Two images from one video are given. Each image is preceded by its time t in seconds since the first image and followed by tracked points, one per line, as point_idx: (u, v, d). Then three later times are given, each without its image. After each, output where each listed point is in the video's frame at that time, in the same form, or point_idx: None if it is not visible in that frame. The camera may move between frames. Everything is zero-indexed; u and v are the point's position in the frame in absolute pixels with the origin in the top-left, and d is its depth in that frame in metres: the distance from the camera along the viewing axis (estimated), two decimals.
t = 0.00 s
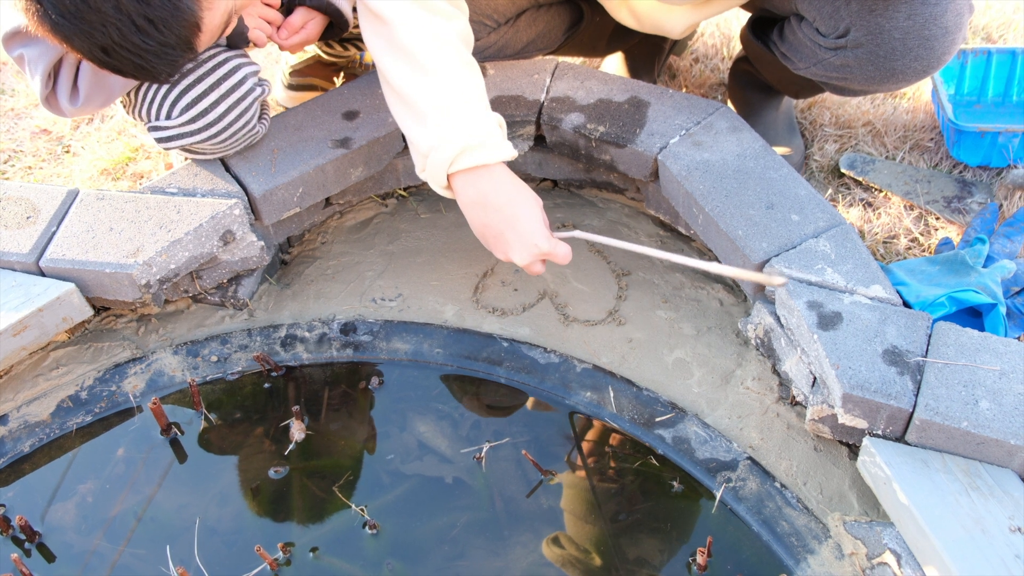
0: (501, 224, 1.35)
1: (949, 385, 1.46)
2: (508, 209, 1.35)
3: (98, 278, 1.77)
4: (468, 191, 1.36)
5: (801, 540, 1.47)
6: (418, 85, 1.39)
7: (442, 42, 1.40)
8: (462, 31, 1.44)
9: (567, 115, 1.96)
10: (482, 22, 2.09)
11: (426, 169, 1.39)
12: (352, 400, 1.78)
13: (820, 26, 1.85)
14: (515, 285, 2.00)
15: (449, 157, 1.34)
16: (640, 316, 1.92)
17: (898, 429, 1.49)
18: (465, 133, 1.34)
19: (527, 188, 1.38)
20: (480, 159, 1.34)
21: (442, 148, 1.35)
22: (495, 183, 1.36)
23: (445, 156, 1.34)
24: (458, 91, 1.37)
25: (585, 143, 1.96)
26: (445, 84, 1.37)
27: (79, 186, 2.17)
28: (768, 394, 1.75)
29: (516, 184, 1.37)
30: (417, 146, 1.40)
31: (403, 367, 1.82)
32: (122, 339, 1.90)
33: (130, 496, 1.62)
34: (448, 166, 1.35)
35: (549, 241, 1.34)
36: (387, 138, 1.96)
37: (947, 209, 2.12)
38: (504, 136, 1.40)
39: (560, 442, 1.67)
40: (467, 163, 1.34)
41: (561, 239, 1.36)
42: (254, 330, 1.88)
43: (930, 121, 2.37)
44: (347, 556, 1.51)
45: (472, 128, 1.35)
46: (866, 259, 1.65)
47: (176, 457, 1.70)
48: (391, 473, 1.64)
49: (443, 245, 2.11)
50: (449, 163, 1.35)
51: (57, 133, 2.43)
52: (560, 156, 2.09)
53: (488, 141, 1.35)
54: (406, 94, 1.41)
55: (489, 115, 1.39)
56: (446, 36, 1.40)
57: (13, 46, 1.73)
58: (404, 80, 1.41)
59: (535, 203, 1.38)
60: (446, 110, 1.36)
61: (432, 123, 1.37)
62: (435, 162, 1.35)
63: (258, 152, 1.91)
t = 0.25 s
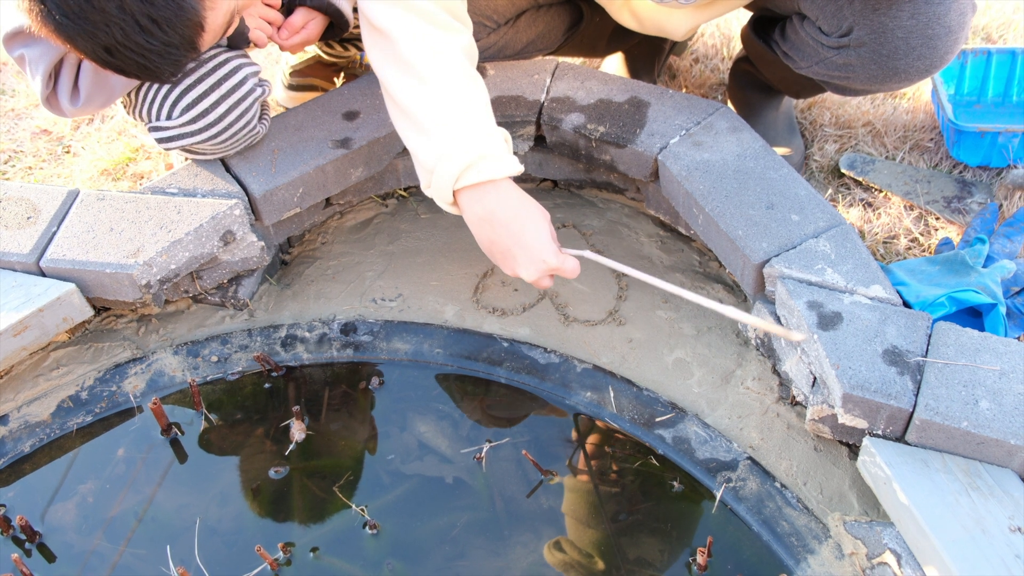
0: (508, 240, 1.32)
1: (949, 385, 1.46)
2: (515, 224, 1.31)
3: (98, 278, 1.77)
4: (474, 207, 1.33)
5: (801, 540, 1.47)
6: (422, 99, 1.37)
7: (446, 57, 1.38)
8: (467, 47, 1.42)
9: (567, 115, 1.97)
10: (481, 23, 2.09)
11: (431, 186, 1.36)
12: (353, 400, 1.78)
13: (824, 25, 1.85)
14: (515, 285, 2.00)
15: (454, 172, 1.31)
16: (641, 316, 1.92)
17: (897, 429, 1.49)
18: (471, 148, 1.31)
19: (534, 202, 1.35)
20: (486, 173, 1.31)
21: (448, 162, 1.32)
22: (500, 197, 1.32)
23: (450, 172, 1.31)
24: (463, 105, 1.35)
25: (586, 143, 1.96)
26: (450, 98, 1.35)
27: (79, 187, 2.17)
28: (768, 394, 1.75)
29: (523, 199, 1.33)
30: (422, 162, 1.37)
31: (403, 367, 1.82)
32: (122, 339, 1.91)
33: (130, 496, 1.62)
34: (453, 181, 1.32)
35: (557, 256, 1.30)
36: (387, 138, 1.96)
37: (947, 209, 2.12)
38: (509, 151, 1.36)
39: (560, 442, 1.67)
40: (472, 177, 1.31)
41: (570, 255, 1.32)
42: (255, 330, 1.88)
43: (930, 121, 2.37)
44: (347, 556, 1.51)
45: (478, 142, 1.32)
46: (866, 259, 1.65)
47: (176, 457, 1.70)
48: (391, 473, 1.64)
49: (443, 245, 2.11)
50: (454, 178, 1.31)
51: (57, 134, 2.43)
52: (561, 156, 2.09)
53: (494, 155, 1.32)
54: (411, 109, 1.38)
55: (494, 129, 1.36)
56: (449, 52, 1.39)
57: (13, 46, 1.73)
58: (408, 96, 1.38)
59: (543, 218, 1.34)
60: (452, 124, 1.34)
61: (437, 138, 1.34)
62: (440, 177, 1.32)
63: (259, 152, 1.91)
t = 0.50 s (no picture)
0: (511, 261, 1.28)
1: (949, 385, 1.46)
2: (518, 244, 1.27)
3: (98, 278, 1.77)
4: (475, 227, 1.27)
5: (801, 540, 1.47)
6: (421, 114, 1.30)
7: (447, 69, 1.31)
8: (469, 58, 1.35)
9: (567, 115, 1.97)
10: (481, 24, 2.08)
11: (431, 205, 1.30)
12: (353, 401, 1.78)
13: (824, 27, 1.85)
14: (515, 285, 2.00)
15: (455, 192, 1.25)
16: (640, 316, 1.92)
17: (897, 429, 1.49)
18: (472, 166, 1.25)
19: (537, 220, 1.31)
20: (489, 193, 1.25)
21: (447, 181, 1.25)
22: (502, 217, 1.27)
23: (450, 192, 1.25)
24: (464, 121, 1.28)
25: (585, 143, 1.96)
26: (450, 113, 1.28)
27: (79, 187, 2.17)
28: (767, 394, 1.75)
29: (526, 217, 1.28)
30: (421, 179, 1.31)
31: (403, 367, 1.81)
32: (122, 340, 1.90)
33: (130, 496, 1.62)
34: (454, 201, 1.26)
35: (561, 276, 1.27)
36: (387, 138, 1.96)
37: (947, 209, 2.12)
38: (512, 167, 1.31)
39: (560, 442, 1.67)
40: (473, 197, 1.25)
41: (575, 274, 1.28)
42: (254, 331, 1.88)
43: (930, 121, 2.37)
44: (347, 556, 1.51)
45: (480, 159, 1.26)
46: (866, 259, 1.65)
47: (176, 458, 1.70)
48: (391, 473, 1.64)
49: (442, 246, 2.11)
50: (454, 199, 1.26)
51: (57, 134, 2.43)
52: (561, 156, 2.09)
53: (496, 172, 1.26)
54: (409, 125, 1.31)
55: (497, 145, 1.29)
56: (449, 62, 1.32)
57: (12, 48, 1.74)
58: (407, 110, 1.32)
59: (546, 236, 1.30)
60: (452, 140, 1.27)
61: (436, 155, 1.28)
62: (440, 198, 1.26)
63: (258, 152, 1.91)
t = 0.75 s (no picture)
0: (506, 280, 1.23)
1: (950, 385, 1.46)
2: (514, 263, 1.22)
3: (98, 279, 1.77)
4: (470, 244, 1.23)
5: (801, 541, 1.47)
6: (419, 129, 1.27)
7: (446, 83, 1.29)
8: (470, 74, 1.33)
9: (567, 115, 1.96)
10: (481, 25, 2.08)
11: (426, 220, 1.26)
12: (353, 401, 1.78)
13: (824, 29, 1.85)
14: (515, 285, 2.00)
15: (449, 207, 1.21)
16: (641, 316, 1.92)
17: (898, 430, 1.49)
18: (467, 181, 1.21)
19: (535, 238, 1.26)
20: (483, 208, 1.21)
21: (442, 195, 1.22)
22: (498, 233, 1.22)
23: (444, 207, 1.21)
24: (461, 136, 1.25)
25: (586, 143, 1.96)
26: (448, 128, 1.25)
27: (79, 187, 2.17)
28: (768, 394, 1.75)
29: (522, 235, 1.24)
30: (417, 194, 1.27)
31: (403, 368, 1.81)
32: (122, 340, 1.90)
33: (131, 496, 1.62)
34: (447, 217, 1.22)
35: (558, 295, 1.21)
36: (387, 139, 1.96)
37: (947, 209, 2.12)
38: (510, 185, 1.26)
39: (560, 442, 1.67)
40: (468, 212, 1.21)
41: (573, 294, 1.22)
42: (254, 331, 1.88)
43: (930, 121, 2.37)
44: (347, 556, 1.51)
45: (475, 174, 1.22)
46: (867, 260, 1.65)
47: (177, 458, 1.70)
48: (391, 474, 1.64)
49: (442, 246, 2.11)
50: (448, 213, 1.22)
51: (57, 134, 2.43)
52: (561, 156, 2.09)
53: (492, 188, 1.22)
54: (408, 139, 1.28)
55: (495, 162, 1.26)
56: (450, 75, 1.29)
57: (12, 48, 1.74)
58: (405, 124, 1.29)
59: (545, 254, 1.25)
60: (448, 154, 1.24)
61: (431, 170, 1.24)
62: (434, 212, 1.23)
63: (258, 153, 1.91)
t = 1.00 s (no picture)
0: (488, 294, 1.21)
1: (950, 385, 1.46)
2: (495, 277, 1.19)
3: (98, 278, 1.77)
4: (452, 257, 1.21)
5: (801, 541, 1.47)
6: (409, 139, 1.25)
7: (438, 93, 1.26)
8: (464, 83, 1.29)
9: (567, 115, 1.96)
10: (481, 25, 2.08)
11: (410, 231, 1.24)
12: (353, 401, 1.78)
13: (822, 30, 1.85)
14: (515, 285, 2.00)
15: (432, 219, 1.18)
16: (641, 316, 1.92)
17: (898, 430, 1.49)
18: (453, 194, 1.18)
19: (522, 253, 1.23)
20: (467, 222, 1.18)
21: (424, 208, 1.19)
22: (480, 247, 1.20)
23: (426, 219, 1.18)
24: (450, 147, 1.22)
25: (586, 143, 1.96)
26: (437, 139, 1.23)
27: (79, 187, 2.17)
28: (768, 394, 1.75)
29: (507, 249, 1.21)
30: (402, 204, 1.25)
31: (403, 367, 1.81)
32: (122, 340, 1.90)
33: (130, 496, 1.62)
34: (430, 229, 1.19)
35: (538, 311, 1.19)
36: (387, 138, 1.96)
37: (948, 209, 2.12)
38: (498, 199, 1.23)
39: (560, 442, 1.67)
40: (449, 225, 1.18)
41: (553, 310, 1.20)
42: (254, 331, 1.87)
43: (931, 121, 2.36)
44: (347, 556, 1.51)
45: (459, 187, 1.19)
46: (867, 260, 1.64)
47: (177, 458, 1.69)
48: (390, 474, 1.64)
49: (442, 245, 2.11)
50: (430, 226, 1.19)
51: (57, 134, 2.42)
52: (561, 156, 2.09)
53: (477, 201, 1.19)
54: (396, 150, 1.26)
55: (485, 175, 1.22)
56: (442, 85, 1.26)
57: (12, 47, 1.73)
58: (395, 134, 1.26)
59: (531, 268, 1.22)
60: (435, 166, 1.21)
61: (417, 181, 1.21)
62: (416, 224, 1.20)
63: (258, 152, 1.91)
